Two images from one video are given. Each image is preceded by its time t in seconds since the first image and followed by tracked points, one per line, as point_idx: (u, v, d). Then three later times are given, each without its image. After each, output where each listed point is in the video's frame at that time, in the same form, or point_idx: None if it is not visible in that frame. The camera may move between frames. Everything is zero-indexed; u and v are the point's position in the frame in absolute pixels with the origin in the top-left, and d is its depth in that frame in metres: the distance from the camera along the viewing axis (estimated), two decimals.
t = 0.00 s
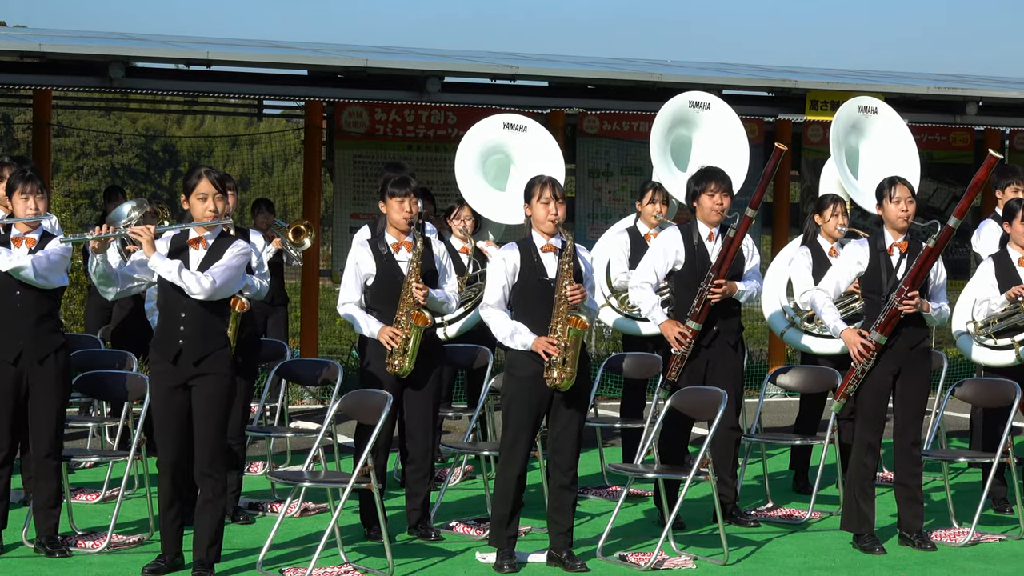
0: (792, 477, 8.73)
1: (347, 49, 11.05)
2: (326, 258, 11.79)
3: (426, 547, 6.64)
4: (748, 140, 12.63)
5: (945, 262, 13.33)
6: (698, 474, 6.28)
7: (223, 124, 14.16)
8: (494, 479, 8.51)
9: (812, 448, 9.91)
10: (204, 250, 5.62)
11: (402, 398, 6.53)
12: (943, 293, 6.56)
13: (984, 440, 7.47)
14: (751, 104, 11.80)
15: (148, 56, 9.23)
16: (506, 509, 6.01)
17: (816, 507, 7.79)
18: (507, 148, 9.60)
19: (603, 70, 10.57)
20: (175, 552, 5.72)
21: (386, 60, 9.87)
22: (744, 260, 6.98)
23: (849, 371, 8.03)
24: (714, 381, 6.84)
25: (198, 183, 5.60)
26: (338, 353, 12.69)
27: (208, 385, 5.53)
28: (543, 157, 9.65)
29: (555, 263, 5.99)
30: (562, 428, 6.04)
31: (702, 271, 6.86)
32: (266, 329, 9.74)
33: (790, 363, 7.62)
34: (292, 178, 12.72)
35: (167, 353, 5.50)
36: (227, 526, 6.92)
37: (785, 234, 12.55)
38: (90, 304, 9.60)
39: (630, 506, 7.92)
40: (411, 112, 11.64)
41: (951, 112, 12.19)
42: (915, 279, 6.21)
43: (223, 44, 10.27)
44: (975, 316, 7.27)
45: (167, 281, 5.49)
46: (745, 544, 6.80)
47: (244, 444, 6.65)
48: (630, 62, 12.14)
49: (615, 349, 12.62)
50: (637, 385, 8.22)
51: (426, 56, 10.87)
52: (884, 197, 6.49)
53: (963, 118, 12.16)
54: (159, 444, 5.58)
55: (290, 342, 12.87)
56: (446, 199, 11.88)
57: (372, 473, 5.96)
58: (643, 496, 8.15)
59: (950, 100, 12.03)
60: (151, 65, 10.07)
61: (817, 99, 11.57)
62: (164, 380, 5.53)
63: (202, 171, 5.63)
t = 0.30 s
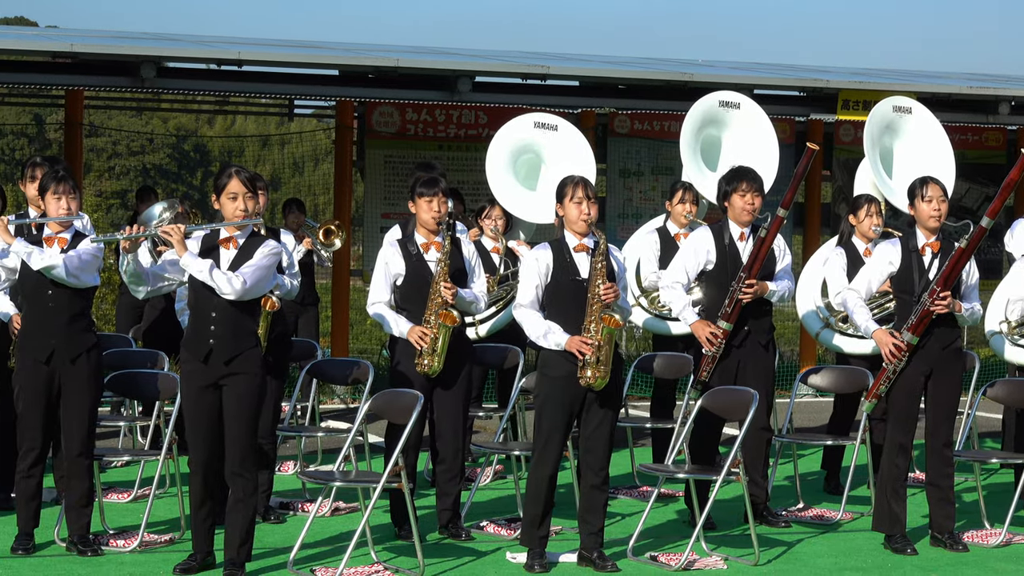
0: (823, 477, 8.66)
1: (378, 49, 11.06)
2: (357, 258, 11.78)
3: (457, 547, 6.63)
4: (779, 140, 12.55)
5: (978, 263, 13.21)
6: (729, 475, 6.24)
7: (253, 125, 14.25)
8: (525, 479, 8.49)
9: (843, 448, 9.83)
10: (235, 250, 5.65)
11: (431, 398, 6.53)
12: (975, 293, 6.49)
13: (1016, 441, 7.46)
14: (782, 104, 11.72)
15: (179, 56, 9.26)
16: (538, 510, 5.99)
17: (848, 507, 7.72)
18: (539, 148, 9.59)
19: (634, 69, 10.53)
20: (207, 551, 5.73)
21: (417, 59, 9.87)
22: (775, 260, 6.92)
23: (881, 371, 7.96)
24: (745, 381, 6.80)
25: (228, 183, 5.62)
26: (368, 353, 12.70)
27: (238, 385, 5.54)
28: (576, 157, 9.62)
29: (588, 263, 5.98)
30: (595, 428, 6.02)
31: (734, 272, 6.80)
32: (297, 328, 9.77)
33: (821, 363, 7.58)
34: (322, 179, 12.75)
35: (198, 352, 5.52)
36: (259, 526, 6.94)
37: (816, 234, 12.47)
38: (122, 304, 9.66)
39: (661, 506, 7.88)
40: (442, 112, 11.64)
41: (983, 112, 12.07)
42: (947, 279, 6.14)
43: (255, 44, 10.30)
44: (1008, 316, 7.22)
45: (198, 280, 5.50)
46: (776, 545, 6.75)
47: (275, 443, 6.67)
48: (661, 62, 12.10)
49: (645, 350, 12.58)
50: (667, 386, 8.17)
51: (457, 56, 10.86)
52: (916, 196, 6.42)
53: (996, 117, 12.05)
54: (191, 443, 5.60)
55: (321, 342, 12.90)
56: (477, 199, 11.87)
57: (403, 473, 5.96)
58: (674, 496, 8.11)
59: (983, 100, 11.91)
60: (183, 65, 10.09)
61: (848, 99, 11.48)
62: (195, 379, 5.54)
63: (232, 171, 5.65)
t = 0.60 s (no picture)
0: (861, 479, 8.58)
1: (415, 50, 11.07)
2: (394, 259, 11.77)
3: (494, 548, 6.61)
4: (816, 141, 12.45)
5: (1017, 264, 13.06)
6: (767, 476, 6.19)
7: (290, 126, 14.30)
8: (561, 480, 8.46)
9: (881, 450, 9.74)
10: (272, 250, 5.66)
11: (467, 399, 6.52)
12: (1014, 295, 6.40)
13: None
14: (819, 104, 11.63)
15: (217, 57, 9.30)
16: (575, 510, 5.97)
17: (885, 509, 7.64)
18: (576, 149, 9.57)
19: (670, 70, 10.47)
20: (244, 551, 5.75)
21: (454, 60, 9.87)
22: (812, 262, 6.86)
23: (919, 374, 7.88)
24: (783, 382, 6.75)
25: (265, 183, 5.63)
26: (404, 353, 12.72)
27: (275, 385, 5.55)
28: (613, 159, 9.59)
29: (626, 264, 5.94)
30: (632, 430, 5.99)
31: (771, 273, 6.75)
32: (334, 329, 9.80)
33: (859, 364, 7.49)
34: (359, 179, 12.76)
35: (234, 353, 5.53)
36: (295, 526, 6.95)
37: (854, 236, 12.36)
38: (160, 304, 9.72)
39: (698, 508, 7.83)
40: (479, 113, 11.65)
41: None
42: (986, 281, 6.05)
43: (292, 45, 10.33)
44: None
45: (236, 281, 5.51)
46: (813, 546, 6.69)
47: (312, 444, 6.67)
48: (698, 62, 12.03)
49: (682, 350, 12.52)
50: (704, 387, 8.12)
51: (494, 57, 10.84)
52: (954, 198, 6.36)
53: None
54: (227, 443, 5.61)
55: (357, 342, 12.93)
56: (513, 200, 11.85)
57: (439, 473, 5.94)
58: (711, 497, 8.05)
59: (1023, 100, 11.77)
60: (220, 66, 10.10)
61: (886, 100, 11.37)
62: (231, 379, 5.56)
63: (269, 172, 5.66)
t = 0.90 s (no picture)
0: (900, 482, 8.49)
1: (452, 52, 11.07)
2: (432, 261, 11.76)
3: (532, 550, 6.59)
4: (854, 143, 12.34)
5: None
6: (806, 479, 6.13)
7: (328, 128, 14.39)
8: (600, 483, 8.43)
9: (921, 453, 9.63)
10: (310, 252, 5.67)
11: (505, 401, 6.50)
12: None
13: None
14: (858, 106, 11.52)
15: (255, 60, 9.32)
16: (614, 512, 5.94)
17: (925, 512, 7.55)
18: (614, 151, 9.53)
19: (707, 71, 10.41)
20: (283, 552, 5.77)
21: (491, 63, 9.86)
22: (852, 263, 6.79)
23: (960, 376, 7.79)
24: (822, 385, 6.69)
25: (304, 186, 5.64)
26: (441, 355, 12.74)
27: (314, 387, 5.57)
28: (651, 161, 9.55)
29: (665, 266, 5.90)
30: (671, 433, 5.96)
31: (810, 276, 6.70)
32: (373, 331, 9.83)
33: (899, 367, 7.39)
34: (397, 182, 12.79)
35: (273, 355, 5.55)
36: (334, 528, 6.96)
37: (893, 238, 12.24)
38: (199, 306, 9.78)
39: (737, 510, 7.78)
40: (517, 115, 11.65)
41: None
42: None
43: (330, 48, 10.36)
44: None
45: (275, 283, 5.53)
46: (852, 549, 6.62)
47: (350, 446, 6.67)
48: (736, 64, 11.96)
49: (720, 352, 12.45)
50: (742, 389, 8.07)
51: (531, 59, 10.82)
52: (994, 200, 6.28)
53: None
54: (266, 445, 5.63)
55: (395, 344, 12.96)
56: (551, 202, 11.84)
57: (477, 476, 5.93)
58: (750, 500, 7.99)
59: None
60: (258, 69, 10.13)
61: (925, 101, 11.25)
62: (270, 382, 5.57)
63: (307, 174, 5.67)
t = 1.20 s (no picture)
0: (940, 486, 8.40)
1: (489, 55, 11.07)
2: (469, 264, 11.76)
3: (570, 554, 6.56)
4: (893, 145, 12.24)
5: None
6: (845, 483, 6.07)
7: (366, 131, 14.47)
8: (638, 486, 8.40)
9: (961, 457, 9.53)
10: (348, 256, 5.69)
11: (543, 404, 6.49)
12: None
13: None
14: (897, 108, 11.42)
15: (293, 64, 9.36)
16: (653, 516, 5.91)
17: (966, 516, 7.46)
18: (653, 155, 9.49)
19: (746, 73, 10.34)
20: (322, 556, 5.77)
21: (529, 66, 9.84)
22: (891, 266, 6.73)
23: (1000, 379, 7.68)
24: (862, 389, 6.62)
25: (342, 189, 5.65)
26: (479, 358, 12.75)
27: (353, 391, 5.58)
28: (690, 164, 9.52)
29: (704, 270, 5.87)
30: (709, 437, 5.92)
31: (849, 278, 6.64)
32: (411, 335, 9.85)
33: (937, 369, 7.30)
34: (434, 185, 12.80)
35: (312, 358, 5.57)
36: (373, 531, 6.97)
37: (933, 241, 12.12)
38: (238, 310, 9.83)
39: (776, 514, 7.73)
40: (554, 118, 11.65)
41: None
42: None
43: (368, 51, 10.38)
44: None
45: (313, 286, 5.54)
46: (892, 554, 6.55)
47: (390, 450, 6.67)
48: (774, 66, 11.89)
49: (759, 355, 12.38)
50: (781, 392, 8.01)
51: (569, 62, 10.80)
52: None
53: None
54: (305, 448, 5.64)
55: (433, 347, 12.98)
56: (589, 206, 11.82)
57: (516, 479, 5.91)
58: (789, 504, 7.93)
59: None
60: (297, 72, 10.15)
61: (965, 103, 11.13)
62: (309, 385, 5.59)
63: (346, 177, 5.68)
